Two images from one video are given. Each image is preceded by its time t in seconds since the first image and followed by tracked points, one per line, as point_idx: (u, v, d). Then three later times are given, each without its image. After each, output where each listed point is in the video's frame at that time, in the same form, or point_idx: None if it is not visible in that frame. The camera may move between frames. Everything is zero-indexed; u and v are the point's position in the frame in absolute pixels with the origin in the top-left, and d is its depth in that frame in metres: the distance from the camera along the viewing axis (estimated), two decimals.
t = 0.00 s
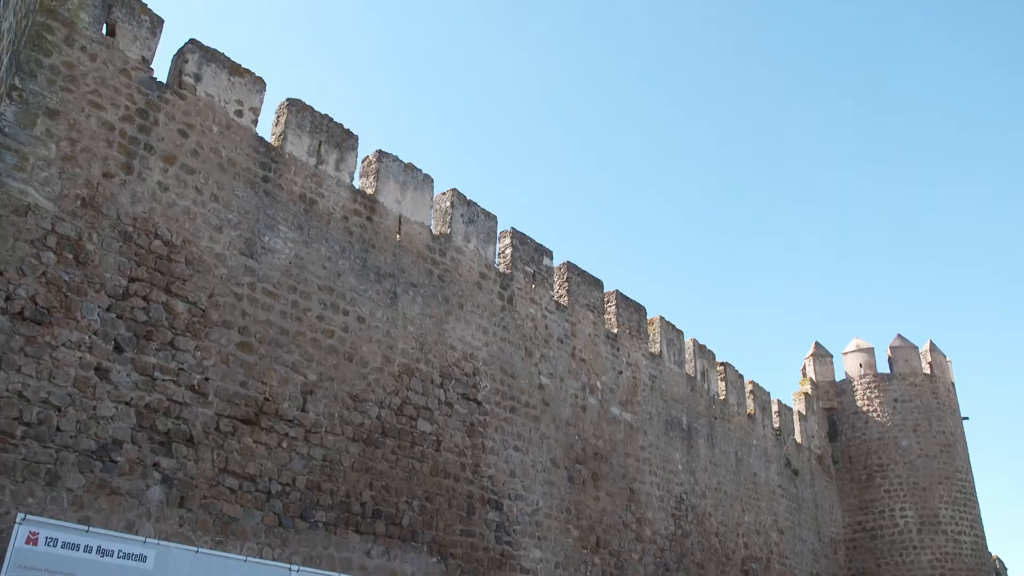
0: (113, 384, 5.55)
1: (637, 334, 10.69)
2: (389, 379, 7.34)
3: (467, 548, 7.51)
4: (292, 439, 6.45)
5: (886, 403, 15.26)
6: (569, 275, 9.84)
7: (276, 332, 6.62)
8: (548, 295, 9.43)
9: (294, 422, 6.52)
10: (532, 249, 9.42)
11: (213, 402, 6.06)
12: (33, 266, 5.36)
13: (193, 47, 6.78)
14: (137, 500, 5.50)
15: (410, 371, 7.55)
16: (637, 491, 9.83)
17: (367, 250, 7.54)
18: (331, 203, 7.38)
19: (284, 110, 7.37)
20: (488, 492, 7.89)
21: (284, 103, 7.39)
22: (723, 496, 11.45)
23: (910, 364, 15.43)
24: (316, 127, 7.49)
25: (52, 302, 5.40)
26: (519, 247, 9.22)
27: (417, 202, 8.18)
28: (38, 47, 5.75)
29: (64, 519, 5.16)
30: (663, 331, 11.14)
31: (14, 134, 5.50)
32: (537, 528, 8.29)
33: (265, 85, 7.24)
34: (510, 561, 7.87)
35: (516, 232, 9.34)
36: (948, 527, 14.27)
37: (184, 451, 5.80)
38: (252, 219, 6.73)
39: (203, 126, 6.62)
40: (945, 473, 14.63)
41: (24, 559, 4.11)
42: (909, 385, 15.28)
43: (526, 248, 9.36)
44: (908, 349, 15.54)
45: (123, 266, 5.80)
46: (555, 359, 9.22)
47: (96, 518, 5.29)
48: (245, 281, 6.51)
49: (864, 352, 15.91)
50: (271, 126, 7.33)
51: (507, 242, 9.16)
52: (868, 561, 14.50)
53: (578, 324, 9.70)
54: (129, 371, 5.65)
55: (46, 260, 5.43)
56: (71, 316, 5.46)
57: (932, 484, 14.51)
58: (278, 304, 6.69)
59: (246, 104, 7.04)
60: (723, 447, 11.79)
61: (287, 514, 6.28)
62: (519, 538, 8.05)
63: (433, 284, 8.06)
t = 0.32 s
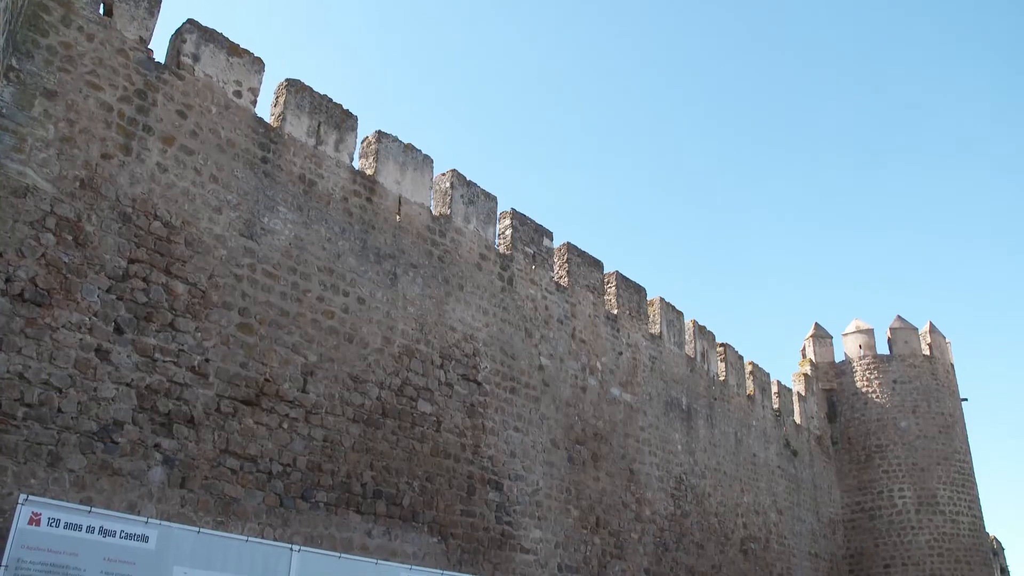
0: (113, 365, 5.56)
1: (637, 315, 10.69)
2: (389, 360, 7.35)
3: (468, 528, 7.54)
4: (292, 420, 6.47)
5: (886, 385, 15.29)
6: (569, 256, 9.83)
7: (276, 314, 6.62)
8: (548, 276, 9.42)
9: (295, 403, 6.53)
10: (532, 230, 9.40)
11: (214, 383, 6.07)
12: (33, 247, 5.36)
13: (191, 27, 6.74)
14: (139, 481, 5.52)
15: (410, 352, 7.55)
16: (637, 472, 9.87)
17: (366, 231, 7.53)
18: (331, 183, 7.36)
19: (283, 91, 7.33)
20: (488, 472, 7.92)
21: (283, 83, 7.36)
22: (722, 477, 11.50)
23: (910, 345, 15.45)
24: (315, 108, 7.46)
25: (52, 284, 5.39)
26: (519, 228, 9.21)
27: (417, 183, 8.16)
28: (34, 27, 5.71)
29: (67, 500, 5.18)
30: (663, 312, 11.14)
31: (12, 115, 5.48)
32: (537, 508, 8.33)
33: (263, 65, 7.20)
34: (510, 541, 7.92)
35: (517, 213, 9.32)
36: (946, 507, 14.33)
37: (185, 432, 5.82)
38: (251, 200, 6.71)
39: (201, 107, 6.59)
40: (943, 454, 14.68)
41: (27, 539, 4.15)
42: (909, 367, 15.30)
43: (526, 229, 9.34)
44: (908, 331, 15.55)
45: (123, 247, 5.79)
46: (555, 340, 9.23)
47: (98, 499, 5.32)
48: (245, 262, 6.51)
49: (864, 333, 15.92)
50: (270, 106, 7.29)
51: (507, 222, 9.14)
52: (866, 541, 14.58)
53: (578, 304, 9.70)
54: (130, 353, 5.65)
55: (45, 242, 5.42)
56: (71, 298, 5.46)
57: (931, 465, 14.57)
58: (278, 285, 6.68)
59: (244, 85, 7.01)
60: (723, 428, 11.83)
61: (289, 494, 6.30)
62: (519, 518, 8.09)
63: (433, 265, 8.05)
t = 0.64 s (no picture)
0: (114, 347, 5.56)
1: (637, 296, 10.69)
2: (389, 341, 7.35)
3: (468, 507, 7.57)
4: (293, 400, 6.48)
5: (886, 365, 15.31)
6: (569, 236, 9.82)
7: (276, 294, 6.62)
8: (549, 257, 9.41)
9: (295, 383, 6.54)
10: (532, 210, 9.38)
11: (214, 364, 6.07)
12: (32, 229, 5.34)
13: (189, 6, 6.70)
14: (140, 462, 5.53)
15: (410, 332, 7.56)
16: (637, 452, 9.91)
17: (366, 211, 7.51)
18: (331, 164, 7.34)
19: (282, 70, 7.30)
20: (488, 452, 7.94)
21: (282, 63, 7.32)
22: (721, 457, 11.54)
23: (910, 326, 15.46)
24: (314, 88, 7.43)
25: (52, 266, 5.38)
26: (519, 208, 9.19)
27: (417, 163, 8.14)
28: (31, 7, 5.67)
29: (69, 480, 5.20)
30: (663, 293, 11.14)
31: (9, 96, 5.45)
32: (537, 488, 8.36)
33: (262, 45, 7.16)
34: (510, 520, 7.95)
35: (517, 193, 9.29)
36: (945, 488, 14.39)
37: (186, 413, 5.83)
38: (250, 180, 6.70)
39: (200, 87, 6.56)
40: (942, 435, 14.72)
41: (30, 520, 4.17)
42: (909, 347, 15.31)
43: (526, 209, 9.32)
44: (908, 312, 15.56)
45: (122, 228, 5.78)
46: (555, 320, 9.23)
47: (100, 479, 5.34)
48: (245, 243, 6.50)
49: (864, 314, 15.92)
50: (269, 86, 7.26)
51: (507, 203, 9.12)
52: (865, 521, 14.65)
53: (578, 285, 9.70)
54: (130, 334, 5.66)
55: (44, 223, 5.41)
56: (71, 279, 5.45)
57: (929, 446, 14.62)
58: (278, 266, 6.68)
59: (243, 65, 6.97)
60: (723, 408, 11.87)
61: (290, 474, 6.33)
62: (519, 498, 8.12)
63: (433, 245, 8.04)
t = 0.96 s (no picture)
0: (114, 326, 5.56)
1: (637, 275, 10.68)
2: (389, 320, 7.36)
3: (468, 486, 7.61)
4: (293, 379, 6.49)
5: (886, 345, 15.33)
6: (569, 215, 9.80)
7: (276, 274, 6.61)
8: (549, 236, 9.40)
9: (296, 362, 6.55)
10: (532, 189, 9.35)
11: (215, 343, 6.08)
12: (31, 208, 5.33)
13: None
14: (142, 441, 5.55)
15: (410, 312, 7.56)
16: (637, 431, 9.94)
17: (366, 190, 7.50)
18: (330, 143, 7.31)
19: (280, 49, 7.25)
20: (488, 431, 7.96)
21: (281, 41, 7.27)
22: (721, 436, 11.57)
23: (910, 306, 15.46)
24: (313, 66, 7.39)
25: (51, 245, 5.38)
26: (519, 187, 9.16)
27: (416, 142, 8.11)
28: None
29: (71, 459, 5.22)
30: (663, 272, 11.13)
31: (6, 74, 5.42)
32: (537, 467, 8.39)
33: (260, 23, 7.11)
34: (510, 499, 7.99)
35: (517, 172, 9.26)
36: (943, 467, 14.45)
37: (187, 392, 5.84)
38: (250, 160, 6.68)
39: (198, 66, 6.52)
40: (941, 414, 14.77)
41: (32, 499, 4.18)
42: (909, 327, 15.32)
43: (526, 188, 9.30)
44: (909, 291, 15.55)
45: (121, 208, 5.77)
46: (555, 300, 9.23)
47: (101, 459, 5.36)
48: (244, 222, 6.49)
49: (864, 294, 15.91)
50: (268, 65, 7.22)
51: (507, 181, 9.09)
52: (863, 500, 14.71)
53: (578, 264, 9.69)
54: (131, 313, 5.66)
55: (43, 203, 5.40)
56: (71, 259, 5.45)
57: (928, 425, 14.67)
58: (277, 245, 6.67)
59: (240, 43, 6.93)
60: (722, 387, 11.89)
61: (290, 453, 6.35)
62: (519, 476, 8.16)
63: (433, 224, 8.03)
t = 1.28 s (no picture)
0: (115, 305, 5.56)
1: (637, 253, 10.67)
2: (389, 298, 7.36)
3: (469, 463, 7.64)
4: (294, 357, 6.50)
5: (885, 324, 15.34)
6: (569, 193, 9.77)
7: (276, 252, 6.61)
8: (549, 214, 9.38)
9: (296, 341, 6.55)
10: (532, 166, 9.32)
11: (215, 322, 6.08)
12: (30, 187, 5.31)
13: None
14: (143, 420, 5.56)
15: (410, 290, 7.56)
16: (637, 409, 9.97)
17: (365, 169, 7.47)
18: (329, 120, 7.28)
19: (278, 26, 7.19)
20: (489, 410, 7.98)
21: (279, 19, 7.21)
22: (720, 414, 11.61)
23: (910, 285, 15.46)
24: (312, 44, 7.34)
25: (51, 224, 5.36)
26: (519, 165, 9.13)
27: (416, 120, 8.08)
28: None
29: (73, 438, 5.23)
30: (663, 250, 11.11)
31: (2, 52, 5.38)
32: (537, 445, 8.42)
33: None
34: (510, 476, 8.02)
35: (517, 150, 9.23)
36: (941, 445, 14.51)
37: (188, 371, 5.85)
38: (249, 138, 6.65)
39: (196, 44, 6.48)
40: (940, 392, 14.82)
41: (34, 477, 4.19)
42: (908, 306, 15.33)
43: (526, 166, 9.27)
44: (909, 270, 15.54)
45: (120, 187, 5.75)
46: (555, 278, 9.23)
47: (103, 438, 5.37)
48: (244, 201, 6.48)
49: (864, 273, 15.90)
50: (266, 43, 7.16)
51: (507, 159, 9.07)
52: (861, 478, 14.78)
53: (578, 242, 9.68)
54: (131, 292, 5.65)
55: (42, 182, 5.38)
56: (70, 238, 5.44)
57: (927, 403, 14.71)
58: (277, 224, 6.66)
59: (238, 21, 6.88)
60: (722, 365, 11.92)
61: (291, 432, 6.37)
62: (519, 454, 8.18)
63: (433, 203, 8.02)
